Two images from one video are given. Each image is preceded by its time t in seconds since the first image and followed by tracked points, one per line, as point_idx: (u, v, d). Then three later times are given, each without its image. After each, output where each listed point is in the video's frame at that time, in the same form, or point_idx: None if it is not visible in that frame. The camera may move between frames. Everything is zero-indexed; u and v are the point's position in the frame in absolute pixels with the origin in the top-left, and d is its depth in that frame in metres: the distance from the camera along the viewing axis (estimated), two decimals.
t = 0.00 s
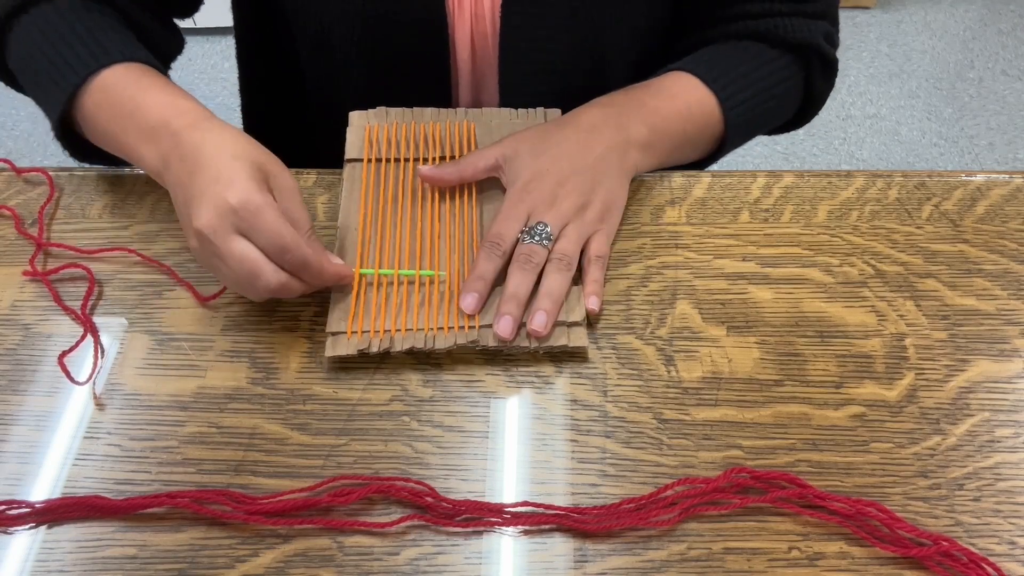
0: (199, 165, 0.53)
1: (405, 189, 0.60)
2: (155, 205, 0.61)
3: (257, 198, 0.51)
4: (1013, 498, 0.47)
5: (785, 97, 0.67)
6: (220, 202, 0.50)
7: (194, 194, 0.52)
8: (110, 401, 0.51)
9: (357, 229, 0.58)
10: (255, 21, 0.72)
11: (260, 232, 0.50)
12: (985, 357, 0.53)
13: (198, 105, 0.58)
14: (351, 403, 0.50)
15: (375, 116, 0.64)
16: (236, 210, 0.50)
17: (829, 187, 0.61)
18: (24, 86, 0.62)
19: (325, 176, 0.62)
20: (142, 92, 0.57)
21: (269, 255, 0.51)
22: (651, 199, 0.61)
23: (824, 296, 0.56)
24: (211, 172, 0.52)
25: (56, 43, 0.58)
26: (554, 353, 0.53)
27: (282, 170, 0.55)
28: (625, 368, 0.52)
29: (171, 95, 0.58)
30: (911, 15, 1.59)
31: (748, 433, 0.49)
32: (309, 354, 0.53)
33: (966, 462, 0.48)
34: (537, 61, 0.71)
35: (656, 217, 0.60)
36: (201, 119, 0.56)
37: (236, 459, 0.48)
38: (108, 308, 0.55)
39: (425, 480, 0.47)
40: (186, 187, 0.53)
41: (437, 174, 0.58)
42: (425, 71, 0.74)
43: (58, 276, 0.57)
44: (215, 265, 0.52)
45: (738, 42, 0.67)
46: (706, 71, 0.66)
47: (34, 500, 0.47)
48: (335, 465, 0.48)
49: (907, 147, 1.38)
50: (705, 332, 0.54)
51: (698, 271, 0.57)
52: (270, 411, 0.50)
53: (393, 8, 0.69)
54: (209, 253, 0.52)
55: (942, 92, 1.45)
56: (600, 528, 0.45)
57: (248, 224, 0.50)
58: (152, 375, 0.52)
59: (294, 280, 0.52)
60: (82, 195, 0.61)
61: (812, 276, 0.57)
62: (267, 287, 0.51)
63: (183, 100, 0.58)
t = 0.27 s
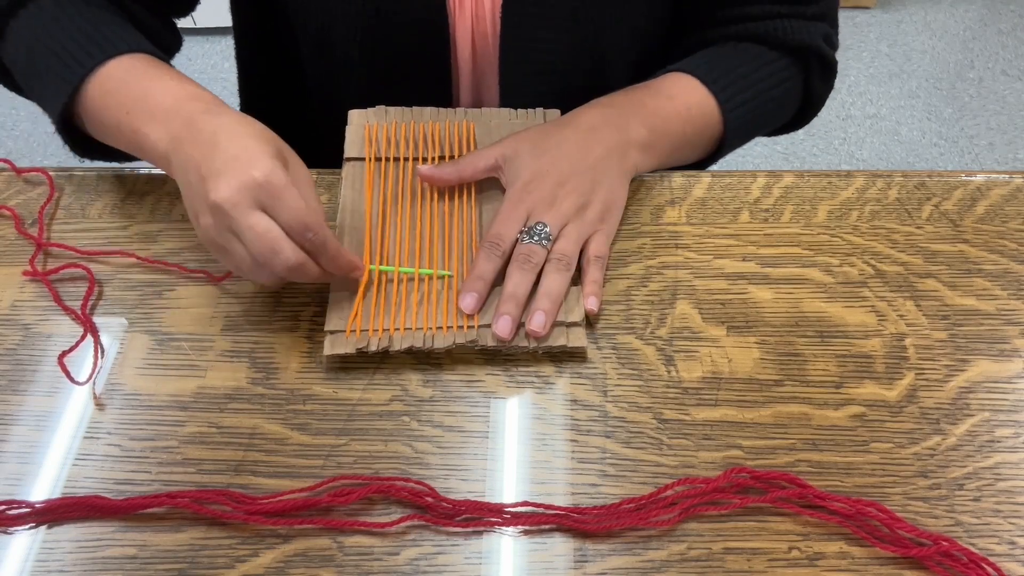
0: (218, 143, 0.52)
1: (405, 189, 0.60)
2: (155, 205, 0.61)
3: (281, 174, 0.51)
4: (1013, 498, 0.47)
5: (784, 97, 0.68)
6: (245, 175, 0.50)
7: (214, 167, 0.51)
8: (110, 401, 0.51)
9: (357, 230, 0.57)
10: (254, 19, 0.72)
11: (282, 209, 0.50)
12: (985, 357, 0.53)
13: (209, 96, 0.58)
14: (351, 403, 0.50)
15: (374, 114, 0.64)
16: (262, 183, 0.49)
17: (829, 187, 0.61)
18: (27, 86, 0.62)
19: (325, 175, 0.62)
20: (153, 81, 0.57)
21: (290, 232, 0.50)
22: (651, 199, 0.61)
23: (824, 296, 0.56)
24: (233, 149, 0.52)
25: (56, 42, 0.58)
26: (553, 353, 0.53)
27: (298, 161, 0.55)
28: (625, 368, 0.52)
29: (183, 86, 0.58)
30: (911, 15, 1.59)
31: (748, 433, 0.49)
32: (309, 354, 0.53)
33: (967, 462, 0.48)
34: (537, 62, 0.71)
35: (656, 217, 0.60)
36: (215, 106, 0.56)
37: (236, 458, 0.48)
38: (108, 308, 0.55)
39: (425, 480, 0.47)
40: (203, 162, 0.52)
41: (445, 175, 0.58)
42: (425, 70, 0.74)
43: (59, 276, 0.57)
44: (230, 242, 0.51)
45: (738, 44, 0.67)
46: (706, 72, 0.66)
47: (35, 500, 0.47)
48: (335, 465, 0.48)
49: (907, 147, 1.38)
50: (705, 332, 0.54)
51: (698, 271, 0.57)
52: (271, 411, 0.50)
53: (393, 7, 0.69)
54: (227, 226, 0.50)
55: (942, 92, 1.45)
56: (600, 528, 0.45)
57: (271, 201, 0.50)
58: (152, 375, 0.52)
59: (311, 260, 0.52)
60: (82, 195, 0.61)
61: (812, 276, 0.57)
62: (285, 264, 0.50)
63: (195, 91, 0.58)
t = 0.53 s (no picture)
0: (217, 161, 0.53)
1: (405, 189, 0.60)
2: (155, 205, 0.61)
3: (276, 193, 0.51)
4: (1013, 498, 0.47)
5: (784, 97, 0.68)
6: (240, 198, 0.50)
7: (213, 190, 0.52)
8: (110, 401, 0.51)
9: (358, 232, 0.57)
10: (255, 19, 0.72)
11: (279, 227, 0.50)
12: (985, 357, 0.53)
13: (213, 102, 0.58)
14: (351, 403, 0.50)
15: (375, 113, 0.64)
16: (256, 206, 0.50)
17: (829, 187, 0.61)
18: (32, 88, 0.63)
19: (325, 175, 0.62)
20: (158, 91, 0.57)
21: (288, 251, 0.51)
22: (651, 199, 0.61)
23: (824, 296, 0.56)
24: (230, 167, 0.52)
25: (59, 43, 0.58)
26: (553, 353, 0.53)
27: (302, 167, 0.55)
28: (625, 368, 0.52)
29: (187, 94, 0.58)
30: (911, 15, 1.59)
31: (748, 433, 0.49)
32: (309, 354, 0.53)
33: (967, 461, 0.48)
34: (538, 62, 0.71)
35: (656, 217, 0.60)
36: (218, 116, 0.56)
37: (236, 459, 0.48)
38: (109, 308, 0.55)
39: (425, 480, 0.47)
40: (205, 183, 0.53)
41: (464, 214, 0.58)
42: (425, 71, 0.74)
43: (59, 276, 0.57)
44: (236, 260, 0.52)
45: (737, 45, 0.67)
46: (705, 72, 0.66)
47: (34, 500, 0.47)
48: (335, 465, 0.48)
49: (907, 147, 1.38)
50: (705, 332, 0.54)
51: (698, 271, 0.57)
52: (270, 411, 0.50)
53: (393, 8, 0.69)
54: (230, 249, 0.52)
55: (942, 92, 1.45)
56: (600, 528, 0.45)
57: (268, 221, 0.50)
58: (152, 375, 0.52)
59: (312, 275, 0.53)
60: (82, 195, 0.61)
61: (812, 276, 0.57)
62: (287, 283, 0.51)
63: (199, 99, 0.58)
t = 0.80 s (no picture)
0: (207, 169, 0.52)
1: (407, 189, 0.60)
2: (155, 205, 0.61)
3: (265, 201, 0.50)
4: (1013, 498, 0.47)
5: (784, 96, 0.67)
6: (228, 209, 0.50)
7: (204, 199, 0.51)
8: (110, 401, 0.51)
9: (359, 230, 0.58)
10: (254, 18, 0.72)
11: (271, 237, 0.50)
12: (985, 357, 0.53)
13: (203, 102, 0.57)
14: (351, 403, 0.50)
15: (377, 112, 0.63)
16: (243, 216, 0.50)
17: (829, 187, 0.61)
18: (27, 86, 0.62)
19: (325, 175, 0.62)
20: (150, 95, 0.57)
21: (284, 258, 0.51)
22: (651, 199, 0.61)
23: (824, 296, 0.56)
24: (218, 175, 0.51)
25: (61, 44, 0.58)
26: (553, 353, 0.53)
27: (296, 165, 0.54)
28: (625, 368, 0.52)
29: (179, 97, 0.57)
30: (911, 15, 1.59)
31: (748, 433, 0.49)
32: (309, 354, 0.53)
33: (967, 461, 0.48)
34: (538, 62, 0.71)
35: (656, 217, 0.60)
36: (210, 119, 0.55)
37: (236, 459, 0.48)
38: (108, 308, 0.55)
39: (425, 480, 0.47)
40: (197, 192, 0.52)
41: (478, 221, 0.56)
42: (426, 70, 0.74)
43: (59, 276, 0.57)
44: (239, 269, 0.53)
45: (737, 43, 0.67)
46: (705, 71, 0.66)
47: (34, 500, 0.47)
48: (335, 465, 0.48)
49: (907, 147, 1.38)
50: (705, 332, 0.54)
51: (698, 271, 0.57)
52: (271, 411, 0.50)
53: (393, 8, 0.69)
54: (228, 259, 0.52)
55: (942, 92, 1.45)
56: (600, 528, 0.45)
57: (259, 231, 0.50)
58: (152, 375, 0.52)
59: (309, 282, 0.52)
60: (82, 195, 0.61)
61: (812, 276, 0.57)
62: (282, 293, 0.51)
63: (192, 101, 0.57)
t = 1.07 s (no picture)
0: (192, 176, 0.53)
1: (389, 195, 0.59)
2: (155, 205, 0.61)
3: (240, 210, 0.51)
4: (1013, 498, 0.47)
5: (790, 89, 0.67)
6: (205, 218, 0.51)
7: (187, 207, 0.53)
8: (110, 401, 0.51)
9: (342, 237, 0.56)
10: (255, 17, 0.73)
11: (244, 247, 0.50)
12: (985, 357, 0.53)
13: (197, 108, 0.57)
14: (351, 403, 0.50)
15: (355, 119, 0.62)
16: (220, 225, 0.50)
17: (829, 187, 0.61)
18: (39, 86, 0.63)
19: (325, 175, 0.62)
20: (143, 98, 0.57)
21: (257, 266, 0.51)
22: (651, 199, 0.61)
23: (824, 296, 0.56)
24: (201, 183, 0.52)
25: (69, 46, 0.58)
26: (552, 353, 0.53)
27: (279, 170, 0.54)
28: (625, 368, 0.52)
29: (173, 100, 0.57)
30: (911, 15, 1.59)
31: (748, 433, 0.49)
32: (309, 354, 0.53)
33: (967, 461, 0.48)
34: (538, 62, 0.71)
35: (656, 217, 0.60)
36: (200, 123, 0.56)
37: (236, 459, 0.48)
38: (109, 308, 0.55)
39: (425, 480, 0.47)
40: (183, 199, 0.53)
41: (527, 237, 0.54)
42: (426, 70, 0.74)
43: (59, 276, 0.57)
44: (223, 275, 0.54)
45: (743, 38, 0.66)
46: (713, 66, 0.65)
47: (34, 500, 0.47)
48: (335, 465, 0.48)
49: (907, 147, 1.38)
50: (705, 332, 0.54)
51: (698, 271, 0.57)
52: (270, 411, 0.50)
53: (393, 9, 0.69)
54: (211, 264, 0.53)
55: (942, 92, 1.45)
56: (600, 528, 0.45)
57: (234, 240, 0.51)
58: (152, 375, 0.52)
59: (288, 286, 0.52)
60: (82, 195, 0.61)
61: (812, 276, 0.57)
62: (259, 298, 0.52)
63: (186, 105, 0.57)
